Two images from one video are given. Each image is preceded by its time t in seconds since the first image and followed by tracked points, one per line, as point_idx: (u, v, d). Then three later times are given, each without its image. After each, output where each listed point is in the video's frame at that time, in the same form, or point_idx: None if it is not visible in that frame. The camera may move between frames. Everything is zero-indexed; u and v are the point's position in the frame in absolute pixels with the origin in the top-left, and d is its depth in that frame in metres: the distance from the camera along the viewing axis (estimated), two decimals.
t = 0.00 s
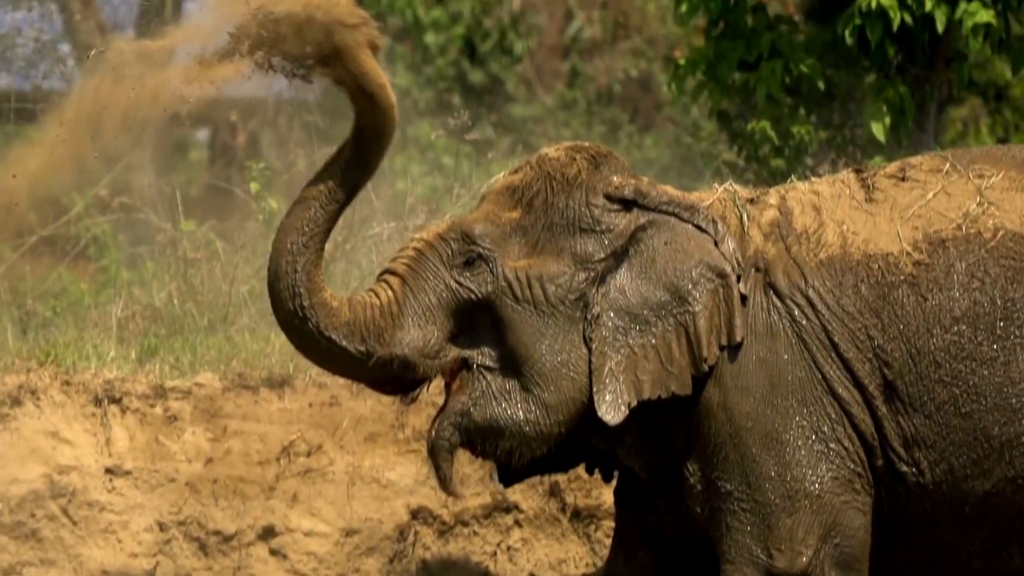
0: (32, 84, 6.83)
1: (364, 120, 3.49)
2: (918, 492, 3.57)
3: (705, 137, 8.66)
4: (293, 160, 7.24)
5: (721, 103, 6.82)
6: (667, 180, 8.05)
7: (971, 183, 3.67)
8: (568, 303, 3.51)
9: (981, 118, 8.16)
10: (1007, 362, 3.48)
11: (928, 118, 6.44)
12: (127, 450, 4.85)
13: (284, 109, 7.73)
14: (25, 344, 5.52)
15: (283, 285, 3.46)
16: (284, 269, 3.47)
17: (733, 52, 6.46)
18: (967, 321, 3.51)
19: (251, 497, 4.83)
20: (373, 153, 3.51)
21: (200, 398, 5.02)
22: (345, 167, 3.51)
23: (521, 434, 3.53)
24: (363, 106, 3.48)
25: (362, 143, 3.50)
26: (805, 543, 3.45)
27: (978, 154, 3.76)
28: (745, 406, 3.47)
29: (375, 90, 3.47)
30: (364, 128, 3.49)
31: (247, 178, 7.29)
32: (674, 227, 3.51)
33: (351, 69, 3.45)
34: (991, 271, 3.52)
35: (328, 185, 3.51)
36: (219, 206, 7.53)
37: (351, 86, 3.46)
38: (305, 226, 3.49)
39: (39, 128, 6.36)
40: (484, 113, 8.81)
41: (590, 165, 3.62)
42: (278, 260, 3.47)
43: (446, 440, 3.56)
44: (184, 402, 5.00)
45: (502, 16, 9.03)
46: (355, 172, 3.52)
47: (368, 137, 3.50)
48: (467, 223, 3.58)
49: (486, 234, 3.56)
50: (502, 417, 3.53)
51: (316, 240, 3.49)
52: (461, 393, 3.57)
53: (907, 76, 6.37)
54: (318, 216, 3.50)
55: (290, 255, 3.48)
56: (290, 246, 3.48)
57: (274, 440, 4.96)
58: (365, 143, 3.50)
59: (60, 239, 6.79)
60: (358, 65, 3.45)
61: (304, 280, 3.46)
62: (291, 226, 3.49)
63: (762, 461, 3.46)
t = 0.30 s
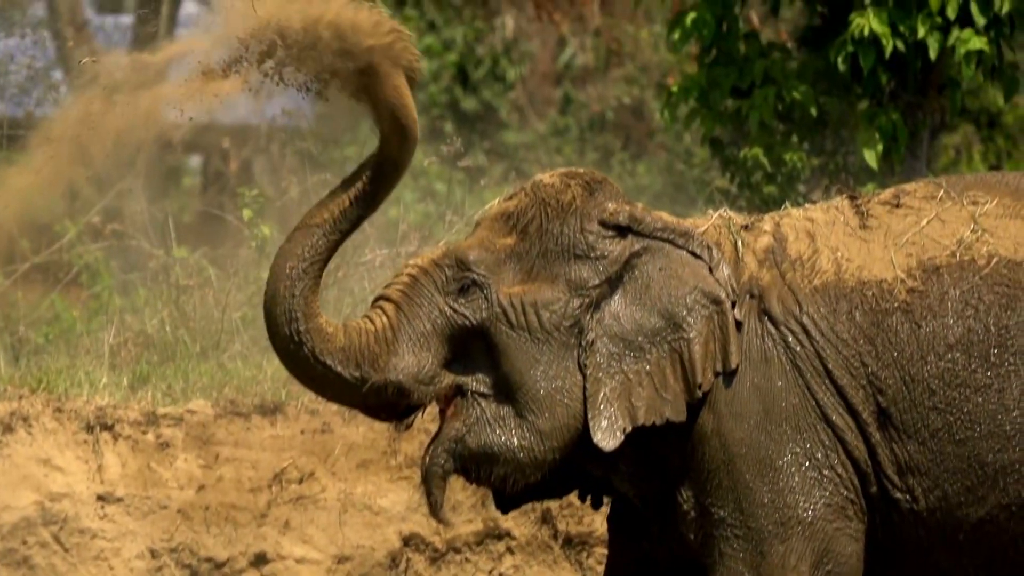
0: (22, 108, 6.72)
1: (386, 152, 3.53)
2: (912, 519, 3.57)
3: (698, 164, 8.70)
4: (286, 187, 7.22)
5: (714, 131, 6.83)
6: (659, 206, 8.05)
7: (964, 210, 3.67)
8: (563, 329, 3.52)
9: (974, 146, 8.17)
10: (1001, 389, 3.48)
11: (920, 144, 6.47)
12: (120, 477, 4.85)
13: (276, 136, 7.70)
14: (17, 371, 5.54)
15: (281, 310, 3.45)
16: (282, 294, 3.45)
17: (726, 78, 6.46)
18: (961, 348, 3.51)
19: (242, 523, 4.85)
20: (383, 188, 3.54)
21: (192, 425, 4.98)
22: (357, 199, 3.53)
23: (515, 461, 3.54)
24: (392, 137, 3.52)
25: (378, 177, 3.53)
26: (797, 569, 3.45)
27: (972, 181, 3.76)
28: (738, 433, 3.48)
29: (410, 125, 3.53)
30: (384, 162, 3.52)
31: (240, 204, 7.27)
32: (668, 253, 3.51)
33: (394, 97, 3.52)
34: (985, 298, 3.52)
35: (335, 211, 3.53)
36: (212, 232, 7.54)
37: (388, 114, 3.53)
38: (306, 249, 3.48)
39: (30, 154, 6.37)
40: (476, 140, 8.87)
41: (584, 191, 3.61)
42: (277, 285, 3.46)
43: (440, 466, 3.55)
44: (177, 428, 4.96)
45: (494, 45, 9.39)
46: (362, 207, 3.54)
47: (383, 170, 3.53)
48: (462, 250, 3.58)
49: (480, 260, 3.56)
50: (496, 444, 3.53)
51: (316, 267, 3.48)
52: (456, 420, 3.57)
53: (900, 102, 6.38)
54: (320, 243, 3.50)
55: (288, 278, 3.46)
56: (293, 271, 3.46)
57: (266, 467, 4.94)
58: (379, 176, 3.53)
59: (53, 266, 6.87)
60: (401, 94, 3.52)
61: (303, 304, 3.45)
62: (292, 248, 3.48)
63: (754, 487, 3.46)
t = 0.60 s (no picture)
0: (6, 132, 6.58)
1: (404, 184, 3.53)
2: (903, 542, 3.57)
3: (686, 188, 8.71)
4: (274, 211, 7.20)
5: (702, 153, 6.83)
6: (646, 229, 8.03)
7: (955, 233, 3.66)
8: (553, 352, 3.51)
9: (961, 169, 8.20)
10: (992, 412, 3.46)
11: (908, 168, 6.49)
12: (108, 500, 4.85)
13: (264, 160, 7.70)
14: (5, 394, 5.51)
15: (273, 333, 3.44)
16: (274, 317, 3.44)
17: (714, 103, 6.47)
18: (952, 372, 3.49)
19: (229, 546, 4.85)
20: (386, 223, 3.54)
21: (180, 449, 5.00)
22: (364, 225, 3.53)
23: (505, 483, 3.53)
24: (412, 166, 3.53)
25: (386, 211, 3.53)
26: None
27: (963, 205, 3.75)
28: (728, 456, 3.48)
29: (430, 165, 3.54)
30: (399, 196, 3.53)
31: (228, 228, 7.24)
32: (658, 276, 3.51)
33: (427, 128, 3.53)
34: (975, 321, 3.51)
35: (337, 234, 3.52)
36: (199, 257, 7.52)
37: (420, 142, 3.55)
38: (301, 271, 3.47)
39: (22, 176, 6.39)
40: (465, 165, 8.90)
41: (575, 214, 3.61)
42: (269, 307, 3.45)
43: (430, 489, 3.56)
44: (164, 451, 4.98)
45: (481, 68, 9.60)
46: (363, 236, 3.53)
47: (393, 202, 3.53)
48: (453, 273, 3.58)
49: (471, 283, 3.56)
50: (487, 467, 3.53)
51: (309, 292, 3.47)
52: (446, 443, 3.57)
53: (888, 127, 6.42)
54: (315, 268, 3.49)
55: (280, 302, 3.45)
56: (287, 295, 3.45)
57: (254, 490, 4.97)
58: (391, 207, 3.53)
59: (41, 289, 6.86)
60: (432, 129, 3.53)
61: (294, 327, 3.44)
62: (286, 270, 3.47)
63: (743, 510, 3.46)
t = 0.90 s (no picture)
0: None
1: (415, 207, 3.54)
2: (895, 553, 3.57)
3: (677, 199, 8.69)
4: (265, 222, 7.17)
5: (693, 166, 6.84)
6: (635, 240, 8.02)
7: (947, 245, 3.67)
8: (545, 363, 3.51)
9: (952, 182, 8.24)
10: (984, 424, 3.46)
11: (899, 180, 6.53)
12: (98, 511, 4.84)
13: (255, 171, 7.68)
14: None
15: (266, 345, 3.42)
16: (267, 329, 3.42)
17: (704, 115, 6.48)
18: (944, 384, 3.49)
19: (220, 558, 4.85)
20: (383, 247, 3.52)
21: (171, 460, 5.00)
22: (364, 243, 3.50)
23: (498, 494, 3.53)
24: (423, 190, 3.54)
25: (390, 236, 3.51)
26: None
27: (955, 217, 3.75)
28: (719, 468, 3.47)
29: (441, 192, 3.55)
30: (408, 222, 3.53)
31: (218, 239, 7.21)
32: (650, 287, 3.51)
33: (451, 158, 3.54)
34: (967, 333, 3.51)
35: (332, 249, 3.49)
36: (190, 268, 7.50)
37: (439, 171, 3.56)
38: (294, 284, 3.44)
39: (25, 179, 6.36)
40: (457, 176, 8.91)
41: (567, 226, 3.61)
42: (261, 319, 3.43)
43: (422, 501, 3.55)
44: (155, 462, 4.98)
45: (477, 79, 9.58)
46: (359, 256, 3.51)
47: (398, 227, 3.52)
48: (445, 286, 3.57)
49: (463, 294, 3.56)
50: (479, 478, 3.52)
51: (302, 305, 3.45)
52: (438, 454, 3.57)
53: (878, 139, 6.47)
54: (309, 282, 3.46)
55: (273, 313, 3.43)
56: (281, 307, 3.43)
57: (245, 502, 4.97)
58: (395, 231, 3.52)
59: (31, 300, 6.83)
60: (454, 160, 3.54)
61: (288, 339, 3.43)
62: (279, 282, 3.45)
63: (734, 521, 3.46)
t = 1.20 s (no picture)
0: None
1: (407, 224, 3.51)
2: (880, 561, 3.57)
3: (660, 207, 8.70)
4: (247, 231, 7.13)
5: (676, 174, 6.85)
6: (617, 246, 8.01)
7: (931, 253, 3.67)
8: (529, 370, 3.50)
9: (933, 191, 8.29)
10: (967, 432, 3.45)
11: (882, 188, 6.54)
12: (79, 518, 4.84)
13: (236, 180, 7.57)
14: None
15: (249, 355, 3.41)
16: (250, 338, 3.41)
17: (687, 123, 6.48)
18: (927, 392, 3.48)
19: (201, 566, 4.82)
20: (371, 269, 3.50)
21: (152, 467, 5.02)
22: (353, 257, 3.48)
23: (483, 502, 3.52)
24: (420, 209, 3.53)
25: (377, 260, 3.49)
26: None
27: (939, 224, 3.74)
28: (702, 475, 3.48)
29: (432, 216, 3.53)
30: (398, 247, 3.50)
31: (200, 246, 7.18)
32: (633, 294, 3.51)
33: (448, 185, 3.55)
34: (951, 341, 3.50)
35: (319, 261, 3.47)
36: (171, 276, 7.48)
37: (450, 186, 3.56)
38: (277, 295, 3.43)
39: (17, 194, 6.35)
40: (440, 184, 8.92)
41: (551, 233, 3.65)
42: (245, 329, 3.42)
43: (405, 509, 3.55)
44: (136, 470, 5.00)
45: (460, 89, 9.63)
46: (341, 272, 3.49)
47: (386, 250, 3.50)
48: (428, 293, 3.57)
49: (446, 302, 3.56)
50: (463, 486, 3.52)
51: (285, 315, 3.44)
52: (422, 463, 3.57)
53: (861, 147, 6.47)
54: (293, 292, 3.44)
55: (256, 323, 3.42)
56: (265, 318, 3.42)
57: (226, 510, 4.97)
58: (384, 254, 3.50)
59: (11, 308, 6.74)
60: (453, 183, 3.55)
61: (271, 349, 3.42)
62: (262, 293, 3.44)
63: (717, 529, 3.47)
